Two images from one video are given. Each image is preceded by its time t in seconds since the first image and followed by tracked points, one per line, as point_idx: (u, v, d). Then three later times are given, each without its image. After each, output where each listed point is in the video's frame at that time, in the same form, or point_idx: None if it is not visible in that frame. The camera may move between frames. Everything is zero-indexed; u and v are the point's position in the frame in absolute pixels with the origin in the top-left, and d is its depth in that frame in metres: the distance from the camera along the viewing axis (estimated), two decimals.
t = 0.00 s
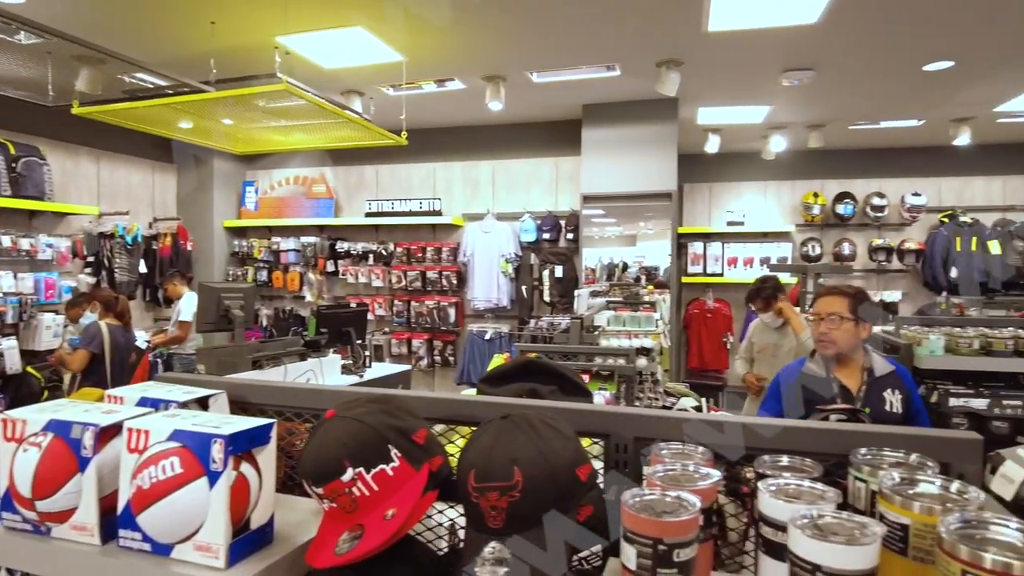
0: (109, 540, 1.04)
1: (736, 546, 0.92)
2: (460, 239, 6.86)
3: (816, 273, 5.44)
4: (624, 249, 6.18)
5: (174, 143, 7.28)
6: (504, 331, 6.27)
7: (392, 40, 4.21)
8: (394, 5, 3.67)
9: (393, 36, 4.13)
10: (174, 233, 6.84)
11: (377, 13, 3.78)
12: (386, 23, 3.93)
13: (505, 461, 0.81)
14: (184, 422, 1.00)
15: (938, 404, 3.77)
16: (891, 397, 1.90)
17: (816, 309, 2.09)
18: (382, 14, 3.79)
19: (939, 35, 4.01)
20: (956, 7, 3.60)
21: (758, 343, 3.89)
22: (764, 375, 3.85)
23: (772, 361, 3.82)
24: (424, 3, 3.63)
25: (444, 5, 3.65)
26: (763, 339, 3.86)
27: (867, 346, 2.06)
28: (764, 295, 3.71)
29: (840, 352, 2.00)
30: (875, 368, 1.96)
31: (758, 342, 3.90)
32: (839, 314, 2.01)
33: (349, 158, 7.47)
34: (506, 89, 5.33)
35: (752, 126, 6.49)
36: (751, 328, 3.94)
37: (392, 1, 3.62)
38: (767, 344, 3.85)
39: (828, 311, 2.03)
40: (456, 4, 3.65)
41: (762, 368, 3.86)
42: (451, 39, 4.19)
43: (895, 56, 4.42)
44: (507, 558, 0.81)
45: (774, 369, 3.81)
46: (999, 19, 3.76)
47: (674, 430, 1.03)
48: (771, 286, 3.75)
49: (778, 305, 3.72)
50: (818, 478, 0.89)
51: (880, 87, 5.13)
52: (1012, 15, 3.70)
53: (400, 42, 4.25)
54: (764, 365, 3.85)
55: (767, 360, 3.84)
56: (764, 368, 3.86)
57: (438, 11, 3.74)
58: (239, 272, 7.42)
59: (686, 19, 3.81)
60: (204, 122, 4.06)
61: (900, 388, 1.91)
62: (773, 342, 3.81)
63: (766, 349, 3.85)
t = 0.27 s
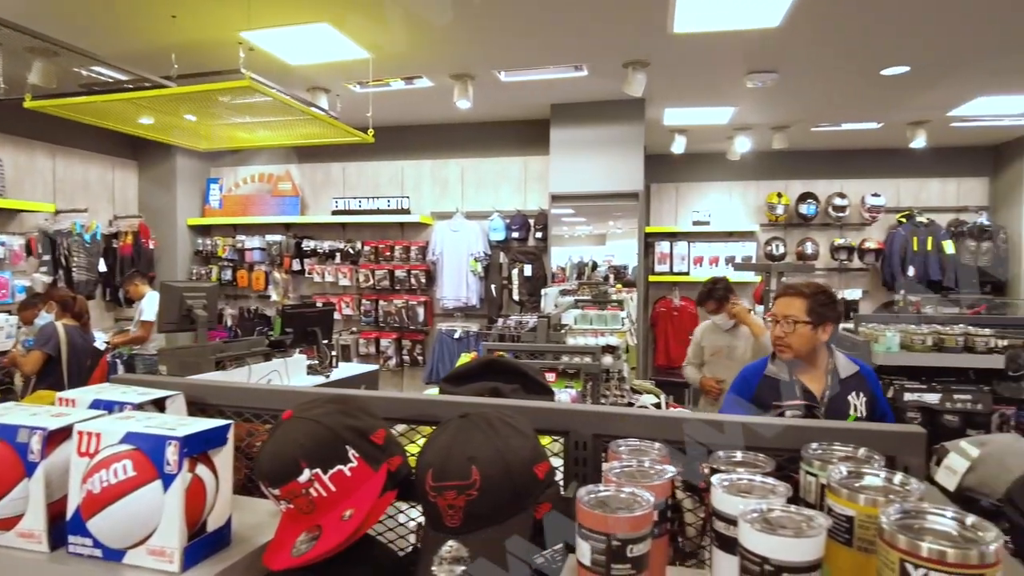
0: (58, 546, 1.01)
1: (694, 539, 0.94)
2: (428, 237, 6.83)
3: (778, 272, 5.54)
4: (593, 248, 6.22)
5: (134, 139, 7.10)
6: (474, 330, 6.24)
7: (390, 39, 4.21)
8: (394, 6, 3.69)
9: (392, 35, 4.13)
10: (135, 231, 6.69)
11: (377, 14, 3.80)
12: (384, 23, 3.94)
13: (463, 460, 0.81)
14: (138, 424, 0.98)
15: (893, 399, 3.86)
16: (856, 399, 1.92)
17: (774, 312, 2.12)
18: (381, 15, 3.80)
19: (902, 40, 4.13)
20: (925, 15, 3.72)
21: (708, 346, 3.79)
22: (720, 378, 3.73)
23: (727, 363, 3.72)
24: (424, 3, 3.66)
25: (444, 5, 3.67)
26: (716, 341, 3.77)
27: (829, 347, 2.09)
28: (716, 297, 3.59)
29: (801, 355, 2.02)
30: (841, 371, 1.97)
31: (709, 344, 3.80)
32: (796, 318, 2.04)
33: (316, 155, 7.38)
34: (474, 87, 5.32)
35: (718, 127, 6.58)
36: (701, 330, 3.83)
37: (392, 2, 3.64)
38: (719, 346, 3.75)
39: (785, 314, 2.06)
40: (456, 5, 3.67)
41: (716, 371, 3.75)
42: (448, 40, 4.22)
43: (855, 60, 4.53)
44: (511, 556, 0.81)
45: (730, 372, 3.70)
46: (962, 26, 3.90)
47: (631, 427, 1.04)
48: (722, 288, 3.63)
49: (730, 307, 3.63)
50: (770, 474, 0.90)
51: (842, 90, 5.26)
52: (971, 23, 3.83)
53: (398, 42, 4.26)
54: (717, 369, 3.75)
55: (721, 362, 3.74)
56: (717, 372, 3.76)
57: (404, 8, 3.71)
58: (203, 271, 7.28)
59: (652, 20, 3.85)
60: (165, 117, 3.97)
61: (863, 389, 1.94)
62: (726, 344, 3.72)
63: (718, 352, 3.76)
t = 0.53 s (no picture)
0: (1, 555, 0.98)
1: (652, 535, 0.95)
2: (397, 236, 6.79)
3: (744, 271, 5.62)
4: (564, 247, 6.23)
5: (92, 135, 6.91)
6: (444, 328, 6.14)
7: (389, 39, 4.23)
8: (394, 5, 3.71)
9: (393, 35, 4.15)
10: (95, 229, 6.51)
11: (378, 13, 3.82)
12: (385, 23, 3.97)
13: (418, 459, 0.81)
14: (86, 427, 0.96)
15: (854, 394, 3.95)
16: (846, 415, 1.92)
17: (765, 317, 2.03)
18: (382, 14, 3.83)
19: (866, 45, 4.25)
20: (896, 22, 3.85)
21: (654, 344, 3.52)
22: (670, 377, 3.47)
23: (676, 360, 3.45)
24: (423, 3, 3.68)
25: (445, 6, 3.69)
26: (661, 338, 3.50)
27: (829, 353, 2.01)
28: (663, 294, 3.32)
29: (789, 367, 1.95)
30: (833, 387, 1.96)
31: (655, 343, 3.53)
32: (785, 325, 1.94)
33: (282, 152, 7.27)
34: (443, 85, 5.30)
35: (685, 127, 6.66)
36: (646, 329, 3.56)
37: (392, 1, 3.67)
38: (666, 343, 3.48)
39: (775, 320, 1.96)
40: (457, 6, 3.69)
41: (665, 369, 3.49)
42: (447, 40, 4.23)
43: (816, 63, 4.63)
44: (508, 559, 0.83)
45: (680, 370, 3.44)
46: (926, 32, 4.02)
47: (590, 423, 1.05)
48: (669, 284, 3.35)
49: (678, 302, 3.37)
50: (724, 469, 0.92)
51: (806, 92, 5.38)
52: (933, 29, 3.96)
53: (398, 41, 4.28)
54: (665, 368, 3.48)
55: (669, 360, 3.47)
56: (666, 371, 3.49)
57: (371, 4, 3.68)
58: (166, 270, 7.12)
59: (619, 21, 3.88)
60: (126, 113, 3.87)
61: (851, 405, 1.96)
62: (673, 342, 3.45)
63: (667, 348, 3.48)
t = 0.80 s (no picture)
0: None
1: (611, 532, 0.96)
2: (365, 234, 6.73)
3: (710, 270, 5.70)
4: (535, 246, 6.20)
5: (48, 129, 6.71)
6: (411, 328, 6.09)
7: (387, 38, 4.24)
8: (394, 4, 3.73)
9: (393, 35, 4.17)
10: (51, 227, 6.32)
11: (378, 13, 3.85)
12: (386, 23, 3.99)
13: (373, 459, 0.80)
14: (30, 431, 0.92)
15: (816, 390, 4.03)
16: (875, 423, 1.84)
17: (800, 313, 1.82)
18: (371, 11, 3.80)
19: (833, 49, 4.36)
20: (867, 27, 3.96)
21: (611, 343, 3.51)
22: (624, 376, 3.46)
23: (633, 358, 3.45)
24: (423, 3, 3.68)
25: (445, 7, 3.71)
26: (617, 337, 3.50)
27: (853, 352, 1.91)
28: (619, 292, 3.36)
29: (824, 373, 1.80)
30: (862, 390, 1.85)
31: (611, 342, 3.52)
32: (833, 330, 1.74)
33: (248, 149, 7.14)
34: (411, 83, 5.27)
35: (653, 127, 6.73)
36: (602, 328, 3.53)
37: (392, 1, 3.69)
38: (622, 342, 3.47)
39: (821, 322, 1.75)
40: (457, 6, 3.70)
41: (621, 368, 3.48)
42: (446, 39, 4.24)
43: (779, 65, 4.71)
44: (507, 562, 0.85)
45: (636, 368, 3.44)
46: (893, 37, 4.13)
47: (550, 420, 1.04)
48: (625, 283, 3.39)
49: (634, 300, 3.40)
50: (679, 465, 0.93)
51: (771, 94, 5.48)
52: (898, 34, 4.08)
53: (397, 41, 4.28)
54: (622, 366, 3.47)
55: (626, 359, 3.46)
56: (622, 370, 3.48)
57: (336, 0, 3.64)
58: (127, 269, 6.96)
59: (587, 21, 3.90)
60: (83, 107, 3.76)
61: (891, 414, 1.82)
62: (629, 339, 3.46)
63: (622, 347, 3.48)
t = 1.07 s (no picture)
0: None
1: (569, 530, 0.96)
2: (332, 233, 6.65)
3: (677, 269, 5.77)
4: (506, 245, 6.18)
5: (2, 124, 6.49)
6: (380, 328, 6.02)
7: (388, 39, 4.27)
8: (393, 4, 3.74)
9: (392, 35, 4.19)
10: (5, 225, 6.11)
11: (377, 13, 3.86)
12: (385, 23, 4.01)
13: (328, 461, 0.79)
14: None
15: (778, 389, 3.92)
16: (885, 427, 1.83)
17: (835, 314, 1.80)
18: (384, 14, 3.86)
19: (803, 53, 4.45)
20: (840, 33, 4.09)
21: (580, 344, 3.52)
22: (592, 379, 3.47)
23: (602, 360, 3.48)
24: (423, 3, 3.70)
25: (445, 6, 3.72)
26: (586, 338, 3.52)
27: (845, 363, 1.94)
28: (589, 291, 3.38)
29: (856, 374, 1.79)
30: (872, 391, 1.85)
31: (581, 342, 3.54)
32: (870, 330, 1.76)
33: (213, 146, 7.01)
34: (379, 80, 5.23)
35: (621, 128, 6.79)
36: (571, 328, 3.55)
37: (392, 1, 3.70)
38: (591, 343, 3.50)
39: (859, 322, 1.75)
40: (456, 6, 3.71)
41: (589, 370, 3.50)
42: (445, 39, 4.25)
43: (744, 68, 4.79)
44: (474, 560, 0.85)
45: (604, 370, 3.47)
46: (861, 42, 4.24)
47: (510, 419, 1.04)
48: (594, 282, 3.40)
49: (604, 302, 3.42)
50: (636, 461, 0.94)
51: (737, 97, 5.58)
52: (865, 39, 4.18)
53: (397, 42, 4.31)
54: (590, 367, 3.49)
55: (594, 361, 3.49)
56: (590, 371, 3.52)
57: None
58: (87, 268, 6.78)
59: (555, 21, 3.91)
60: (38, 102, 3.64)
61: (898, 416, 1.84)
62: (599, 341, 3.47)
63: (590, 349, 3.50)
